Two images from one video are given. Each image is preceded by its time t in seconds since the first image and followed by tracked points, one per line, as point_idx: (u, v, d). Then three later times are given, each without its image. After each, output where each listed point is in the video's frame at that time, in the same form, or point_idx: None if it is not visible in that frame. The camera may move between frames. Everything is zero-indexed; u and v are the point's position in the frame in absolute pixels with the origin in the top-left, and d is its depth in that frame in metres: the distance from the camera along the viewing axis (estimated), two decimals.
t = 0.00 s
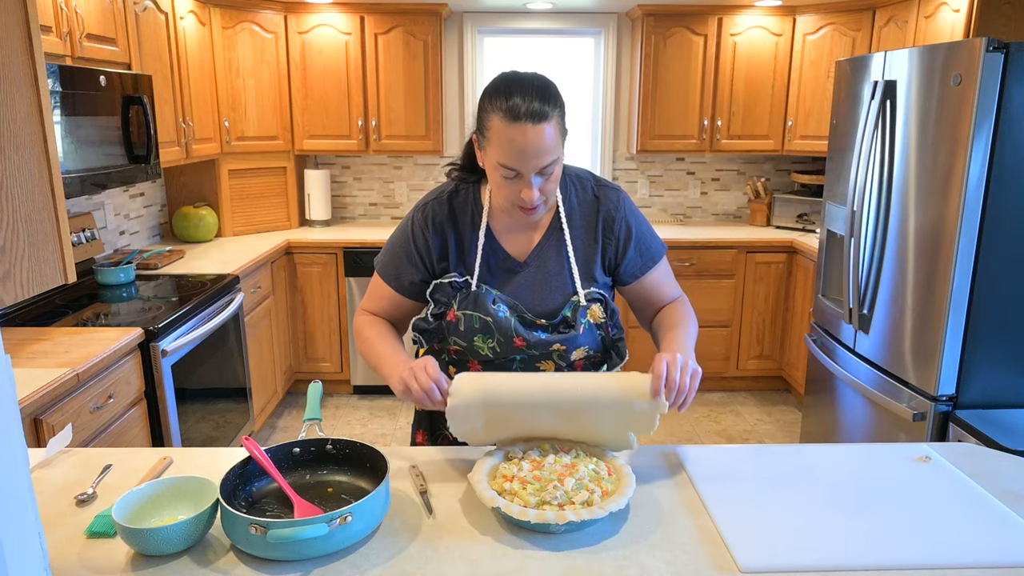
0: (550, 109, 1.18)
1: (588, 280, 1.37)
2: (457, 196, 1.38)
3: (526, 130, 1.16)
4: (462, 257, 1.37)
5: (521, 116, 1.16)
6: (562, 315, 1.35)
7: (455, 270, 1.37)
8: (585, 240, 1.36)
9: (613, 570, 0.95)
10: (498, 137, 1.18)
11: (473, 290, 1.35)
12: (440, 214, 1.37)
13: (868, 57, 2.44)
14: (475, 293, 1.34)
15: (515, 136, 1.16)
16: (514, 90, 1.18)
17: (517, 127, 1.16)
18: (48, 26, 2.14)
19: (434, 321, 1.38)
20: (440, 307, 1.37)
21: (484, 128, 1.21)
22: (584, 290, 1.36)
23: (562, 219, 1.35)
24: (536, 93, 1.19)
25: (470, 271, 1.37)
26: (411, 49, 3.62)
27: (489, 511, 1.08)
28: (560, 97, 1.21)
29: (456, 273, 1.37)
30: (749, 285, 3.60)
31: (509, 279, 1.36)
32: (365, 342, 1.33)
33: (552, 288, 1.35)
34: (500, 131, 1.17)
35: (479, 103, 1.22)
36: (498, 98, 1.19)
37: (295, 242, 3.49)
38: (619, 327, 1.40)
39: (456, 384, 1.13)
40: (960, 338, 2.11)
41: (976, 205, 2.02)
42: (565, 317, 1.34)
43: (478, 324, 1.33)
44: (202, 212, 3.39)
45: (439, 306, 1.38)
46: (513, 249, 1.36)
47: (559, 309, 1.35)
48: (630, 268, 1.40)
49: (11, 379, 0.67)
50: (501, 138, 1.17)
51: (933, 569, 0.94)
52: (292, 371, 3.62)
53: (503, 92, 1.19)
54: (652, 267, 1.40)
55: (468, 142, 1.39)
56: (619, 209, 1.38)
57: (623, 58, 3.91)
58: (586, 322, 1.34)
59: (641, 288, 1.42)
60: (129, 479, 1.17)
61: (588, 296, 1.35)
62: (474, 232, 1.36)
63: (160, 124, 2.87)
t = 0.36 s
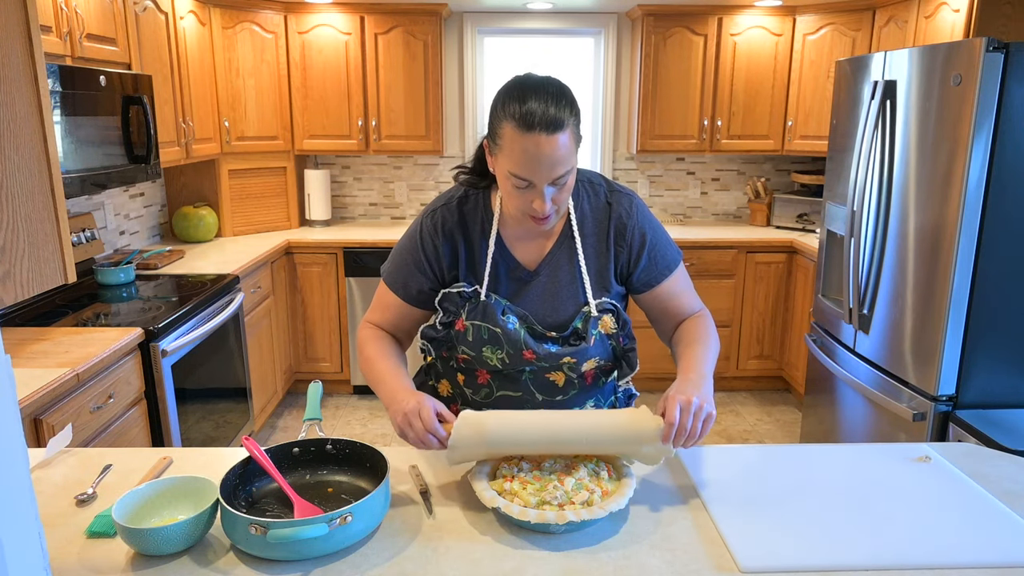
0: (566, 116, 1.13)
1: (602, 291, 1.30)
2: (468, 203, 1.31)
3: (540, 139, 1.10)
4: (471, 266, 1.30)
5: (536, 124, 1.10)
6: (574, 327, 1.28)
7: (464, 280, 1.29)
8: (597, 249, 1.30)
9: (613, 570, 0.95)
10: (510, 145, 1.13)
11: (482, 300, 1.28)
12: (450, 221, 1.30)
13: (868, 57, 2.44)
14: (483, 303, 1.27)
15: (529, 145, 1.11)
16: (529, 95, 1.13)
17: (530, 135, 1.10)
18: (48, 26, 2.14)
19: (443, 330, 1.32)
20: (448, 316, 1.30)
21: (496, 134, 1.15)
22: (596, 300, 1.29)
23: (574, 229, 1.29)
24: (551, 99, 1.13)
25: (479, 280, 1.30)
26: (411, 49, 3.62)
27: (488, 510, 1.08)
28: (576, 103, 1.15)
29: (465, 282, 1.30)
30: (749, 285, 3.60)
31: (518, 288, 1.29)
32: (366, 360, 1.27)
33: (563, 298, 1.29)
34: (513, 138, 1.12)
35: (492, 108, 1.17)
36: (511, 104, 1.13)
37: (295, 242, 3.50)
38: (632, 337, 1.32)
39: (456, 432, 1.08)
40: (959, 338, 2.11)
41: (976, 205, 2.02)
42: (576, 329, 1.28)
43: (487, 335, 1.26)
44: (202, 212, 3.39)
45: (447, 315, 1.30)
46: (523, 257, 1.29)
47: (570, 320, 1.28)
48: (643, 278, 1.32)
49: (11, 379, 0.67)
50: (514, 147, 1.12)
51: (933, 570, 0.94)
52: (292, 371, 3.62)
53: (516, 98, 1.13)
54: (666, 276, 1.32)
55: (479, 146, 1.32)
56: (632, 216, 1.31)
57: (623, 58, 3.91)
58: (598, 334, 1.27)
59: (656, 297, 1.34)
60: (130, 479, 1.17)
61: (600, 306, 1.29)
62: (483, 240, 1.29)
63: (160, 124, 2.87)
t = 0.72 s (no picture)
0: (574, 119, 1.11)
1: (610, 299, 1.29)
2: (475, 208, 1.30)
3: (548, 144, 1.09)
4: (477, 273, 1.29)
5: (543, 128, 1.09)
6: (582, 336, 1.27)
7: (470, 289, 1.29)
8: (607, 255, 1.29)
9: (613, 570, 0.95)
10: (517, 149, 1.12)
11: (489, 309, 1.26)
12: (457, 227, 1.29)
13: (868, 57, 2.44)
14: (491, 312, 1.26)
15: (536, 150, 1.10)
16: (537, 98, 1.11)
17: (537, 140, 1.09)
18: (48, 26, 2.14)
19: (449, 336, 1.30)
20: (455, 324, 1.29)
21: (503, 137, 1.14)
22: (605, 309, 1.28)
23: (584, 234, 1.28)
24: (559, 102, 1.11)
25: (485, 288, 1.29)
26: (411, 49, 3.62)
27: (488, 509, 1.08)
28: (585, 106, 1.14)
29: (471, 290, 1.29)
30: (749, 285, 3.60)
31: (526, 296, 1.28)
32: (368, 374, 1.25)
33: (572, 306, 1.28)
34: (520, 143, 1.11)
35: (499, 109, 1.15)
36: (518, 106, 1.11)
37: (295, 242, 3.50)
38: (641, 346, 1.32)
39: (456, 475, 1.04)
40: (959, 337, 2.11)
41: (976, 205, 2.02)
42: (584, 338, 1.27)
43: (494, 343, 1.24)
44: (202, 212, 3.39)
45: (454, 322, 1.30)
46: (531, 265, 1.28)
47: (578, 329, 1.28)
48: (653, 285, 1.31)
49: (11, 379, 0.67)
50: (521, 151, 1.11)
51: (933, 570, 0.95)
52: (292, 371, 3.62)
53: (524, 100, 1.11)
54: (679, 282, 1.31)
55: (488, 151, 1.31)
56: (641, 221, 1.30)
57: (623, 58, 3.91)
58: (606, 343, 1.26)
59: (669, 305, 1.32)
60: (129, 479, 1.17)
61: (609, 315, 1.28)
62: (490, 247, 1.29)
63: (160, 124, 2.87)
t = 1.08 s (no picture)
0: (579, 123, 1.11)
1: (615, 305, 1.29)
2: (479, 211, 1.30)
3: (551, 149, 1.09)
4: (482, 277, 1.29)
5: (547, 132, 1.09)
6: (585, 343, 1.28)
7: (474, 293, 1.29)
8: (612, 260, 1.28)
9: (614, 570, 0.95)
10: (521, 154, 1.12)
11: (492, 315, 1.27)
12: (461, 230, 1.29)
13: (868, 57, 2.44)
14: (495, 318, 1.26)
15: (539, 155, 1.10)
16: (540, 102, 1.11)
17: (541, 145, 1.09)
18: (48, 26, 2.14)
19: (452, 341, 1.32)
20: (459, 329, 1.30)
21: (507, 142, 1.14)
22: (608, 316, 1.28)
23: (589, 240, 1.28)
24: (563, 106, 1.11)
25: (489, 293, 1.29)
26: (411, 49, 3.62)
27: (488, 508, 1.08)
28: (589, 110, 1.14)
29: (475, 296, 1.29)
30: (749, 285, 3.60)
31: (530, 300, 1.29)
32: (374, 381, 1.24)
33: (576, 312, 1.28)
34: (524, 148, 1.11)
35: (503, 115, 1.15)
36: (522, 111, 1.11)
37: (295, 242, 3.50)
38: (644, 351, 1.34)
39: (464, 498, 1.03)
40: (959, 337, 2.11)
41: (976, 204, 2.02)
42: (588, 344, 1.27)
43: (497, 350, 1.26)
44: (202, 212, 3.39)
45: (458, 327, 1.30)
46: (535, 270, 1.28)
47: (582, 335, 1.28)
48: (660, 289, 1.29)
49: (11, 378, 0.67)
50: (525, 156, 1.11)
51: (933, 569, 0.95)
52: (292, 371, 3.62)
53: (528, 105, 1.11)
54: (687, 286, 1.28)
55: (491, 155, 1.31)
56: (647, 226, 1.29)
57: (623, 58, 3.91)
58: (610, 349, 1.27)
59: (675, 311, 1.30)
60: (130, 479, 1.17)
61: (613, 321, 1.28)
62: (495, 251, 1.28)
63: (160, 124, 2.87)
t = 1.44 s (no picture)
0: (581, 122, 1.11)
1: (619, 306, 1.30)
2: (483, 211, 1.30)
3: (554, 148, 1.09)
4: (485, 278, 1.29)
5: (550, 131, 1.09)
6: (587, 343, 1.28)
7: (477, 293, 1.29)
8: (614, 259, 1.28)
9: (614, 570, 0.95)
10: (523, 153, 1.12)
11: (494, 315, 1.27)
12: (466, 230, 1.29)
13: (868, 57, 2.44)
14: (497, 318, 1.26)
15: (542, 153, 1.09)
16: (543, 101, 1.11)
17: (544, 143, 1.09)
18: (48, 26, 2.14)
19: (455, 341, 1.32)
20: (462, 328, 1.30)
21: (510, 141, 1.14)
22: (612, 316, 1.29)
23: (592, 241, 1.27)
24: (565, 106, 1.11)
25: (493, 294, 1.29)
26: (411, 49, 3.62)
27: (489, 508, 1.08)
28: (593, 109, 1.13)
29: (480, 296, 1.29)
30: (749, 284, 3.60)
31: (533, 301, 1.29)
32: (377, 382, 1.23)
33: (579, 313, 1.29)
34: (526, 148, 1.11)
35: (506, 114, 1.15)
36: (525, 109, 1.11)
37: (295, 242, 3.50)
38: (648, 352, 1.33)
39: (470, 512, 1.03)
40: (959, 337, 2.11)
41: (976, 204, 2.02)
42: (591, 345, 1.28)
43: (500, 349, 1.26)
44: (202, 212, 3.39)
45: (461, 327, 1.30)
46: (538, 270, 1.29)
47: (585, 335, 1.29)
48: (662, 290, 1.29)
49: (11, 378, 0.67)
50: (527, 154, 1.11)
51: (933, 570, 0.95)
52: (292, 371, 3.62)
53: (530, 104, 1.11)
54: (689, 288, 1.28)
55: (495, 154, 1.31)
56: (649, 227, 1.29)
57: (623, 58, 3.91)
58: (612, 350, 1.27)
59: (678, 313, 1.29)
60: (130, 479, 1.17)
61: (616, 322, 1.28)
62: (500, 251, 1.29)
63: (160, 124, 2.87)
